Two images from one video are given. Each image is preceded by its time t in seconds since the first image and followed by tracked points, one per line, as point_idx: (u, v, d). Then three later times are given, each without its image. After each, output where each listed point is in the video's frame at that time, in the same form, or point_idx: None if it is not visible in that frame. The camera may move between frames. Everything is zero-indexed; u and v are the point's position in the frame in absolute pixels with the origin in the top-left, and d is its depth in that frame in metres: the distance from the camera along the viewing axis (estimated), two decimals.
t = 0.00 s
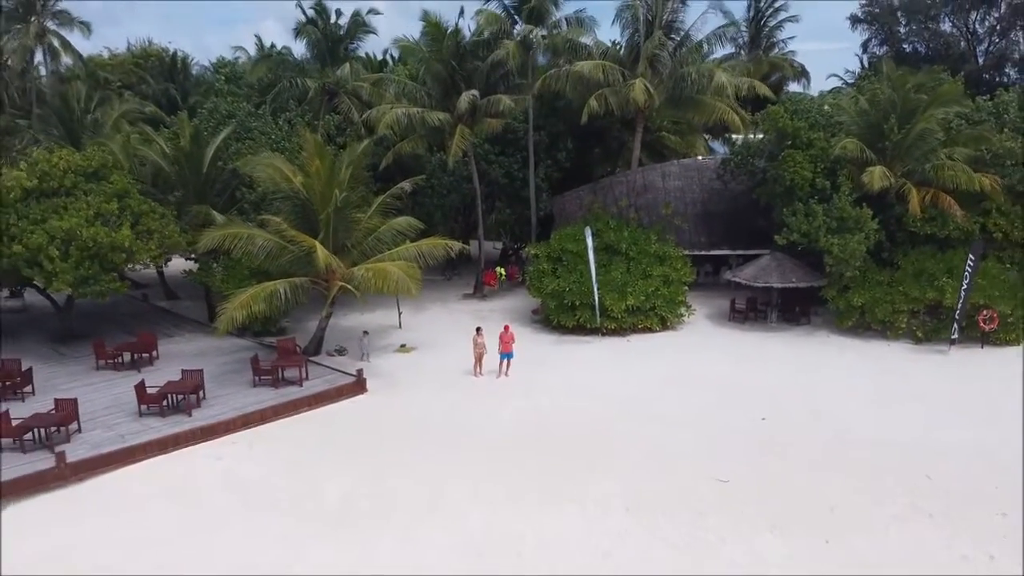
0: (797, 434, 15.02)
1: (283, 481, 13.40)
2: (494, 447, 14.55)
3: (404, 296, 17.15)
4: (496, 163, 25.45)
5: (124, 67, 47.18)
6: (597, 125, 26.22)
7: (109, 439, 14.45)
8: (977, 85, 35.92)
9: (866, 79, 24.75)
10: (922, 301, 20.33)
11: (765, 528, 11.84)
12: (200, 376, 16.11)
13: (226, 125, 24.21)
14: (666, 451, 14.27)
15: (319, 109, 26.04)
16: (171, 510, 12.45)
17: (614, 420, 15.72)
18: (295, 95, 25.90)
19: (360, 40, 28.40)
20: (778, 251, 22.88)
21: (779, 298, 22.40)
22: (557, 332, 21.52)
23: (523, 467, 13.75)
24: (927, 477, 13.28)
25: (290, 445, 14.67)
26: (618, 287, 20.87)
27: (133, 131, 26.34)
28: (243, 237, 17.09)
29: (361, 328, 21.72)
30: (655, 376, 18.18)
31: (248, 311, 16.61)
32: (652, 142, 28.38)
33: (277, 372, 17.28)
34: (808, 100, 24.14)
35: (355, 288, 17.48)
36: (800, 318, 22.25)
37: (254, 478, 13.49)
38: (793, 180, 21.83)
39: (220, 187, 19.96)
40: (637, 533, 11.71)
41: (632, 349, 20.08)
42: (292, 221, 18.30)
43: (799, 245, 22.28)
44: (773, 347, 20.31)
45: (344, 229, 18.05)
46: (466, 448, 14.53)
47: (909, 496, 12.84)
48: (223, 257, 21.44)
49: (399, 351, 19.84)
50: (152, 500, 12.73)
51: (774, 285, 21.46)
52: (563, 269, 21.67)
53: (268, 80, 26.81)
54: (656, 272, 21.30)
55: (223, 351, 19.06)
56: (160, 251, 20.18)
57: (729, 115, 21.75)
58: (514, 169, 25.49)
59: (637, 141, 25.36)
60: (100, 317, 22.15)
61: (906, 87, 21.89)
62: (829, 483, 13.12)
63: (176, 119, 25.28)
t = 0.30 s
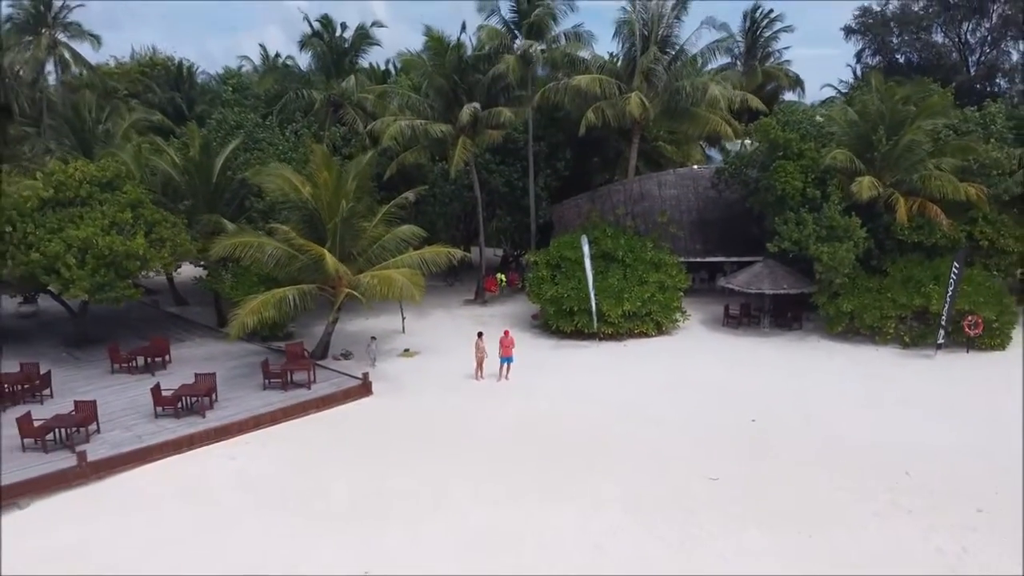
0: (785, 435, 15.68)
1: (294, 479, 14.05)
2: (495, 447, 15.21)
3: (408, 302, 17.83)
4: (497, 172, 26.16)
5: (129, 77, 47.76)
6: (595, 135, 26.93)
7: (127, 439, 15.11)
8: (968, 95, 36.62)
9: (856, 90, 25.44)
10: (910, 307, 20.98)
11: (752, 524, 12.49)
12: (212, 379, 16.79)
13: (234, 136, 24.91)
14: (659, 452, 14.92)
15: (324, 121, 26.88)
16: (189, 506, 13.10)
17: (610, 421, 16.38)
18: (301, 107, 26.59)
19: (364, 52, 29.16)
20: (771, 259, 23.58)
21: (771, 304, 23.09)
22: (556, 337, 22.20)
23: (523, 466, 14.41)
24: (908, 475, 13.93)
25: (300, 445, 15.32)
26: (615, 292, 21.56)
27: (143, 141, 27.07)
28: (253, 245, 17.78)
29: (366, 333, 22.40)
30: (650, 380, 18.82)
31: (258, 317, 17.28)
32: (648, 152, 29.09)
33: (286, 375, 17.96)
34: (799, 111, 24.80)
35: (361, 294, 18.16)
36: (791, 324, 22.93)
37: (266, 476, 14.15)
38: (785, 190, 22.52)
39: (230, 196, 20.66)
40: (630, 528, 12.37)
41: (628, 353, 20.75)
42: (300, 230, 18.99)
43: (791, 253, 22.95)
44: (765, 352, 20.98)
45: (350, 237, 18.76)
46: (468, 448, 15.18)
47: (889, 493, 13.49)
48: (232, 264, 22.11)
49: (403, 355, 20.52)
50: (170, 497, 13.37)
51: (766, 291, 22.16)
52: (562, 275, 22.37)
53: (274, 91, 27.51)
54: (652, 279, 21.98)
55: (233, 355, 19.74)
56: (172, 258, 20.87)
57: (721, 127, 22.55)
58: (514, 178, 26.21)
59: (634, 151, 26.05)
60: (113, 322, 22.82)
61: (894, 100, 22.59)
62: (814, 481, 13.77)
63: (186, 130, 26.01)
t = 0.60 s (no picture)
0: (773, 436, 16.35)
1: (303, 478, 14.72)
2: (494, 448, 15.88)
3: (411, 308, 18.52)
4: (497, 181, 27.00)
5: (136, 85, 48.32)
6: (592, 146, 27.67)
7: (143, 441, 15.80)
8: (958, 105, 37.29)
9: (847, 102, 26.15)
10: (897, 314, 21.66)
11: (738, 520, 13.15)
12: (224, 383, 17.47)
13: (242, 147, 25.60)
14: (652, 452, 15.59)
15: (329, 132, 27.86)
16: (204, 504, 13.76)
17: (606, 423, 17.06)
18: (307, 118, 27.34)
19: (367, 64, 29.92)
20: (763, 267, 24.30)
21: (763, 311, 23.82)
22: (554, 342, 22.89)
23: (521, 465, 15.09)
24: (888, 475, 14.59)
25: (308, 447, 16.00)
26: (611, 299, 22.27)
27: (153, 152, 27.79)
28: (263, 254, 18.48)
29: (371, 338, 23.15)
30: (645, 384, 19.50)
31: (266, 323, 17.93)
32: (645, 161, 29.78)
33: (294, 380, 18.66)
34: (791, 122, 25.50)
35: (366, 301, 18.84)
36: (783, 329, 23.64)
37: (276, 475, 14.82)
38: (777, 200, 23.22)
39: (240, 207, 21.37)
40: (623, 524, 13.02)
41: (624, 358, 21.46)
42: (307, 239, 19.72)
43: (782, 261, 23.66)
44: (757, 357, 21.67)
45: (356, 246, 19.49)
46: (469, 450, 15.84)
47: (871, 492, 14.14)
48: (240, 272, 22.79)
49: (405, 360, 21.21)
50: (185, 495, 14.03)
51: (758, 297, 22.88)
52: (561, 283, 23.10)
53: (280, 103, 28.21)
54: (647, 286, 22.70)
55: (242, 360, 20.43)
56: (183, 267, 21.56)
57: (714, 139, 23.28)
58: (514, 188, 27.00)
59: (630, 160, 26.76)
60: (124, 328, 23.51)
61: (883, 112, 23.29)
62: (799, 480, 14.43)
63: (195, 141, 26.73)
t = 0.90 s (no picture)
0: (762, 438, 17.00)
1: (311, 478, 15.38)
2: (494, 449, 16.53)
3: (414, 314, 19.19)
4: (497, 189, 27.80)
5: (141, 94, 48.97)
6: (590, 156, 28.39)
7: (157, 442, 16.47)
8: (949, 115, 37.96)
9: (838, 114, 26.86)
10: (885, 320, 22.33)
11: (726, 517, 13.79)
12: (233, 387, 18.17)
13: (249, 157, 26.30)
14: (645, 453, 16.25)
15: (333, 141, 28.70)
16: (216, 502, 14.41)
17: (601, 425, 17.72)
18: (312, 129, 28.18)
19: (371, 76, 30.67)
20: (755, 274, 25.02)
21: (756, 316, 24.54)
22: (552, 347, 23.58)
23: (520, 466, 15.75)
24: (871, 475, 15.25)
25: (315, 448, 16.66)
26: (608, 305, 22.92)
27: (162, 161, 28.51)
28: (271, 262, 19.18)
29: (375, 342, 23.92)
30: (639, 387, 20.18)
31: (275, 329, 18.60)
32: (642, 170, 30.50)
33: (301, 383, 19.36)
34: (783, 134, 26.22)
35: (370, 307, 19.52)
36: (775, 334, 24.36)
37: (285, 475, 15.48)
38: (768, 209, 23.93)
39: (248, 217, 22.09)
40: (617, 521, 13.65)
41: (620, 362, 22.15)
42: (314, 248, 20.42)
43: (774, 269, 24.36)
44: (749, 361, 22.35)
45: (360, 255, 20.20)
46: (469, 451, 16.51)
47: (854, 490, 14.79)
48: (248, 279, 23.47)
49: (407, 364, 21.89)
50: (198, 494, 14.68)
51: (750, 303, 23.61)
52: (559, 289, 23.82)
53: (286, 113, 28.87)
54: (643, 293, 23.38)
55: (250, 364, 21.13)
56: (192, 274, 22.24)
57: (707, 150, 24.00)
58: (514, 196, 27.80)
59: (626, 169, 27.47)
60: (135, 333, 24.21)
61: (872, 124, 23.98)
62: (785, 480, 15.09)
63: (203, 150, 27.46)
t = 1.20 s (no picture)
0: (751, 440, 17.67)
1: (318, 478, 16.05)
2: (493, 451, 17.21)
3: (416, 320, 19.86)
4: (497, 198, 28.49)
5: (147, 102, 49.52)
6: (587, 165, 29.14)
7: (170, 443, 17.15)
8: (939, 125, 38.69)
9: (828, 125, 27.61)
10: (873, 325, 23.03)
11: (715, 515, 14.44)
12: (243, 390, 18.87)
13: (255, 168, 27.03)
14: (639, 454, 16.93)
15: (337, 152, 29.44)
16: (228, 501, 15.08)
17: (597, 428, 18.40)
18: (317, 139, 29.19)
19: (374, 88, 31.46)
20: (749, 281, 25.73)
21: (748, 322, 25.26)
22: (551, 352, 24.27)
23: (519, 467, 16.43)
24: (855, 475, 15.91)
25: (321, 449, 17.34)
26: (604, 311, 23.60)
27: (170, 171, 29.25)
28: (278, 269, 19.86)
29: (378, 347, 24.59)
30: (634, 391, 20.86)
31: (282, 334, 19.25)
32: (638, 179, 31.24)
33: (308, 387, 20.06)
34: (775, 145, 26.97)
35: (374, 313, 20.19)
36: (766, 340, 25.06)
37: (293, 476, 16.15)
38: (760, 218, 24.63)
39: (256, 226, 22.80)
40: (610, 519, 14.32)
41: (616, 367, 22.84)
42: (320, 257, 21.13)
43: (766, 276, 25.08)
44: (741, 366, 23.05)
45: (364, 262, 20.91)
46: (470, 452, 17.18)
47: (837, 489, 15.46)
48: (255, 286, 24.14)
49: (410, 369, 22.58)
50: (210, 493, 15.37)
51: (743, 309, 24.30)
52: (558, 295, 24.51)
53: (291, 124, 29.63)
54: (639, 299, 24.08)
55: (257, 369, 21.82)
56: (202, 282, 22.93)
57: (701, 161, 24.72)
58: (513, 206, 28.55)
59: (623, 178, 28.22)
60: (145, 339, 24.91)
61: (861, 135, 24.71)
62: (772, 480, 15.75)
63: (210, 161, 28.21)
